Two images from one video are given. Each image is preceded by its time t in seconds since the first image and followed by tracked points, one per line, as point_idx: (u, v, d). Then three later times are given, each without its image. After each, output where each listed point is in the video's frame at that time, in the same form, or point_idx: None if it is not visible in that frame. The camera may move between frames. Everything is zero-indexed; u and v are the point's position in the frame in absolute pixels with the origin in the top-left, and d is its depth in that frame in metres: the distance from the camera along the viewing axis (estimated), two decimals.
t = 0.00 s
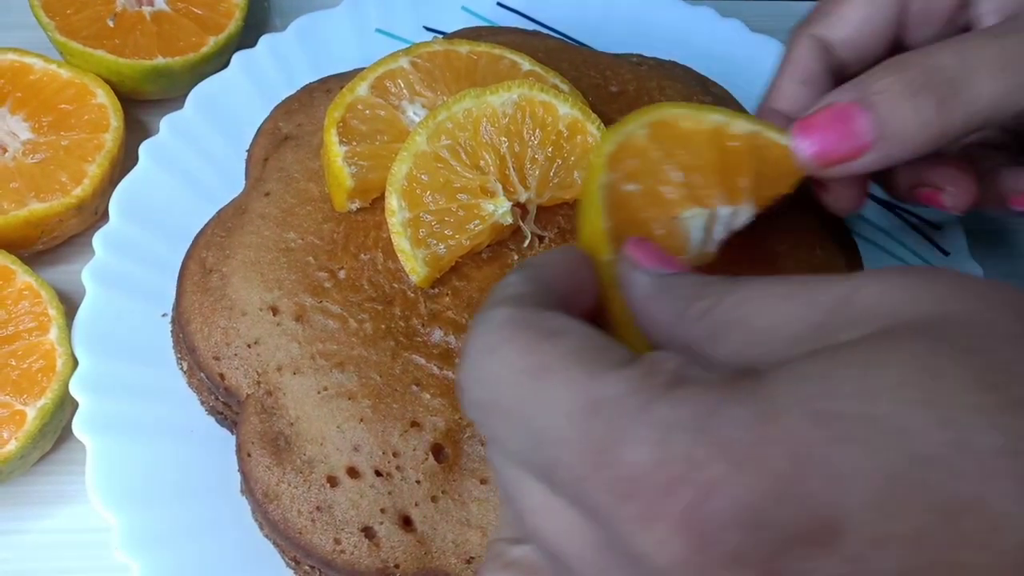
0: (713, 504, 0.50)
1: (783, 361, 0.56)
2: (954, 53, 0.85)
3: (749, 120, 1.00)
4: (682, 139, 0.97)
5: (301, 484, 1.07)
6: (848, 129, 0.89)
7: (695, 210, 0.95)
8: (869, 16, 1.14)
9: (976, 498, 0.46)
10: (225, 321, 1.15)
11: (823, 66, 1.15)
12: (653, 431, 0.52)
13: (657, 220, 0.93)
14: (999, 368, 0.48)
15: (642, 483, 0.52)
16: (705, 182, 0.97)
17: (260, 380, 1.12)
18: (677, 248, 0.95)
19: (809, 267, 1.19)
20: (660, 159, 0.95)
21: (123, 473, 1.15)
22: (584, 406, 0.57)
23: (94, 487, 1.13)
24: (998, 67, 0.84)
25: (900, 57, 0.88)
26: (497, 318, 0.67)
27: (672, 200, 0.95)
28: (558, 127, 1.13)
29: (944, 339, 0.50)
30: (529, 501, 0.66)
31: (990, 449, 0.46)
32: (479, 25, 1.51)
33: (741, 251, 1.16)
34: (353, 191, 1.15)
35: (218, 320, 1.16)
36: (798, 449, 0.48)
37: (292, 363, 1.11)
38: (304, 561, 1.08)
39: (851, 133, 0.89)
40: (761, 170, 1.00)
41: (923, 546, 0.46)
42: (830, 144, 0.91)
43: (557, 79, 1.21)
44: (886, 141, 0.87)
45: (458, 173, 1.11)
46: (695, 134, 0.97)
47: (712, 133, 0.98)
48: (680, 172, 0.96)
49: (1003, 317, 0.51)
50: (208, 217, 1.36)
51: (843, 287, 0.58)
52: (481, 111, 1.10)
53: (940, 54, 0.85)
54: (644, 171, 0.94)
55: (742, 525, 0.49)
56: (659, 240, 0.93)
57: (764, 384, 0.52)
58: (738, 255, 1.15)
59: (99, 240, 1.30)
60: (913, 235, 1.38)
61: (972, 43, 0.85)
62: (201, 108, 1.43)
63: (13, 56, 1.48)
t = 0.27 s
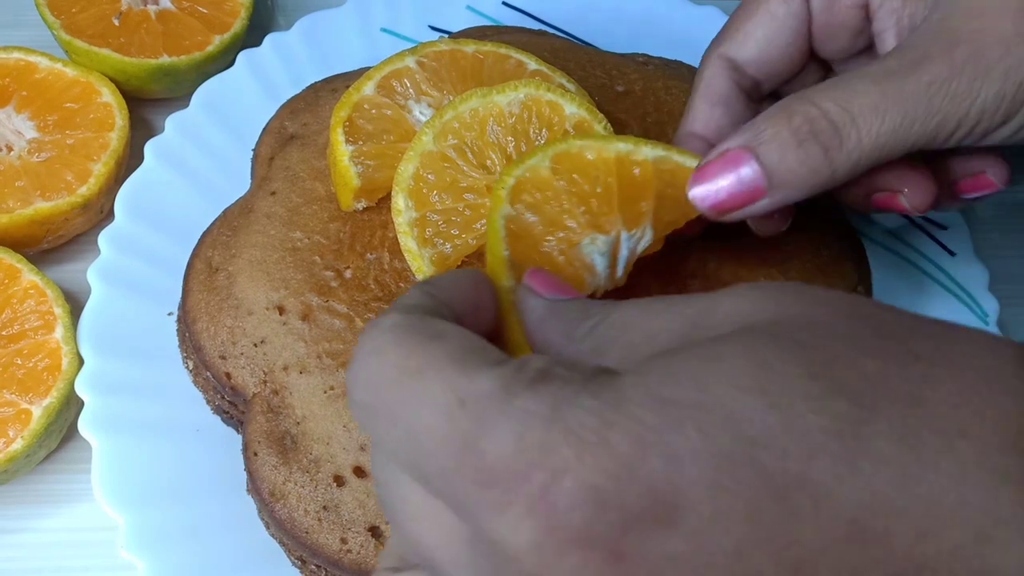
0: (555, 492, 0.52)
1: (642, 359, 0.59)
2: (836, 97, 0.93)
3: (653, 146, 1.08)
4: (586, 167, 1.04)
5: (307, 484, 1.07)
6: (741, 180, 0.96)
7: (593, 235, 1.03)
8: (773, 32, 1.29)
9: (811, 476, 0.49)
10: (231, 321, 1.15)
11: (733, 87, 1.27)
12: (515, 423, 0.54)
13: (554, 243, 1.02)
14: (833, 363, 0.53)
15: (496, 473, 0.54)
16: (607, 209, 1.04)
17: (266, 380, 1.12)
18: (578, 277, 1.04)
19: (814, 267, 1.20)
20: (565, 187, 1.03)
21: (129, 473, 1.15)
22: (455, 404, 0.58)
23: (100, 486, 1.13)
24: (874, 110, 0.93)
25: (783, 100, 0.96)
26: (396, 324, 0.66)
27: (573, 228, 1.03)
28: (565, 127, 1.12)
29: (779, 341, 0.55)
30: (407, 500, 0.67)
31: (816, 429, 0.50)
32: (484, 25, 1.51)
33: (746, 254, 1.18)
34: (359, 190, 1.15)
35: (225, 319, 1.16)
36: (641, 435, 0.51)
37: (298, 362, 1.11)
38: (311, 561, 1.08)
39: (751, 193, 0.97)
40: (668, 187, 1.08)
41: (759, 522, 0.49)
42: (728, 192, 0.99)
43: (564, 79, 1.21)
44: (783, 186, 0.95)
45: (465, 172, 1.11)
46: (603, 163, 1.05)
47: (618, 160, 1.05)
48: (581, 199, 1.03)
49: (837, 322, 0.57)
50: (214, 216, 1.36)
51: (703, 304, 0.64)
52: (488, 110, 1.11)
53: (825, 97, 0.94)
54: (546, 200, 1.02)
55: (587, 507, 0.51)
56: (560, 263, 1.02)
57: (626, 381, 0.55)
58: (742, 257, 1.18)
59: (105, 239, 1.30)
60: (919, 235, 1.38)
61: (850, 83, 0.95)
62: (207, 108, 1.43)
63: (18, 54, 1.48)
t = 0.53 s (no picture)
0: (480, 471, 0.55)
1: (575, 350, 0.62)
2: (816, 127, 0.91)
3: (645, 165, 1.08)
4: (573, 183, 1.05)
5: (309, 482, 1.07)
6: (733, 211, 0.93)
7: (572, 254, 1.04)
8: (753, 43, 1.29)
9: (720, 457, 0.52)
10: (232, 318, 1.15)
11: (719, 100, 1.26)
12: (449, 403, 0.57)
13: (532, 258, 1.03)
14: (745, 352, 0.56)
15: (429, 451, 0.57)
16: (591, 227, 1.05)
17: (267, 377, 1.12)
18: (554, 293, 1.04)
19: (814, 264, 1.21)
20: (549, 202, 1.04)
21: (130, 471, 1.14)
22: (398, 383, 0.60)
23: (101, 484, 1.13)
24: (858, 136, 0.91)
25: (764, 131, 0.94)
26: (357, 303, 0.68)
27: (554, 244, 1.04)
28: (566, 124, 1.13)
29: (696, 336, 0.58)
30: (348, 485, 0.68)
31: (730, 413, 0.53)
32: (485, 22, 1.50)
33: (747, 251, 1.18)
34: (360, 187, 1.15)
35: (226, 317, 1.15)
36: (564, 415, 0.55)
37: (300, 360, 1.10)
38: (312, 559, 1.07)
39: (744, 224, 0.94)
40: (656, 208, 1.09)
41: (670, 498, 0.52)
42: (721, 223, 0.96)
43: (565, 75, 1.21)
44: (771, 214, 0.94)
45: (467, 169, 1.11)
46: (591, 181, 1.05)
47: (606, 177, 1.06)
48: (565, 215, 1.04)
49: (762, 319, 0.60)
50: (215, 213, 1.35)
51: (648, 306, 0.67)
52: (489, 107, 1.11)
53: (804, 126, 0.92)
54: (528, 215, 1.04)
55: (512, 481, 0.54)
56: (538, 279, 1.03)
57: (558, 370, 0.58)
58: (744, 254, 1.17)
59: (105, 236, 1.29)
60: (918, 233, 1.38)
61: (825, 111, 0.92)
62: (207, 105, 1.43)
63: (18, 51, 1.47)
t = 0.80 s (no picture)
0: (473, 432, 0.56)
1: (571, 323, 0.63)
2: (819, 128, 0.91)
3: (656, 158, 1.10)
4: (585, 172, 1.06)
5: (311, 481, 1.07)
6: (738, 210, 0.94)
7: (580, 244, 1.04)
8: (754, 37, 1.28)
9: (702, 423, 0.54)
10: (232, 318, 1.15)
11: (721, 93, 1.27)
12: (449, 366, 0.58)
13: (541, 246, 1.03)
14: (733, 330, 0.59)
15: (427, 410, 0.58)
16: (600, 218, 1.05)
17: (268, 377, 1.12)
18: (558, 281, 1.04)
19: (814, 260, 1.20)
20: (561, 189, 1.04)
21: (131, 471, 1.14)
22: (401, 347, 0.61)
23: (102, 483, 1.13)
24: (860, 137, 0.91)
25: (766, 130, 0.94)
26: (365, 271, 0.69)
27: (562, 233, 1.04)
28: (566, 122, 1.13)
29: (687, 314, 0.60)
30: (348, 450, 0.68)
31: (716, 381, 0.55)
32: (484, 21, 1.50)
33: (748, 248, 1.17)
34: (360, 186, 1.14)
35: (226, 317, 1.15)
36: (557, 379, 0.56)
37: (300, 359, 1.11)
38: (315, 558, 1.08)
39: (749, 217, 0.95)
40: (663, 200, 1.09)
41: (655, 460, 0.54)
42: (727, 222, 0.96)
43: (565, 74, 1.21)
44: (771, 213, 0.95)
45: (466, 168, 1.10)
46: (603, 170, 1.06)
47: (618, 167, 1.07)
48: (576, 204, 1.04)
49: (750, 302, 0.62)
50: (214, 213, 1.35)
51: (635, 295, 0.68)
52: (489, 106, 1.11)
53: (806, 127, 0.92)
54: (540, 200, 1.04)
55: (503, 440, 0.56)
56: (544, 268, 1.03)
57: (554, 340, 0.59)
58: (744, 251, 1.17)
59: (104, 236, 1.29)
60: (919, 231, 1.38)
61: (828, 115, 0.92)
62: (207, 105, 1.43)
63: (17, 51, 1.47)
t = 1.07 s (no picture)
0: (477, 431, 0.56)
1: (570, 325, 0.63)
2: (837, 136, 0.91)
3: (659, 186, 1.10)
4: (589, 196, 1.05)
5: (309, 484, 1.07)
6: (756, 213, 0.94)
7: (580, 267, 1.02)
8: (775, 32, 1.25)
9: (701, 420, 0.54)
10: (230, 321, 1.15)
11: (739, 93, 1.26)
12: (450, 368, 0.58)
13: (540, 267, 1.02)
14: (729, 332, 0.59)
15: (429, 412, 0.58)
16: (600, 242, 1.03)
17: (266, 381, 1.12)
18: (552, 300, 1.03)
19: (814, 263, 1.21)
20: (564, 212, 1.03)
21: (129, 475, 1.14)
22: (401, 351, 0.61)
23: (100, 488, 1.13)
24: (882, 141, 0.91)
25: (785, 133, 0.95)
26: (364, 278, 0.68)
27: (561, 254, 1.02)
28: (564, 125, 1.13)
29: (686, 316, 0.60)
30: (345, 453, 0.68)
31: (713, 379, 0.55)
32: (482, 23, 1.50)
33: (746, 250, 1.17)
34: (358, 189, 1.14)
35: (224, 320, 1.15)
36: (557, 377, 0.56)
37: (299, 363, 1.10)
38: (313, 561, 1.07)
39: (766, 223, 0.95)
40: (663, 229, 1.09)
41: (655, 458, 0.53)
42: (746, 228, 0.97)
43: (563, 77, 1.21)
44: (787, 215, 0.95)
45: (465, 171, 1.11)
46: (608, 193, 1.06)
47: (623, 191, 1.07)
48: (578, 228, 1.03)
49: (743, 303, 0.63)
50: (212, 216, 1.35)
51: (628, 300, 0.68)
52: (488, 109, 1.11)
53: (827, 130, 0.91)
54: (545, 217, 1.04)
55: (506, 439, 0.55)
56: (540, 288, 1.02)
57: (553, 342, 0.59)
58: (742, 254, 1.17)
59: (102, 239, 1.29)
60: (918, 232, 1.38)
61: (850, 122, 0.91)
62: (204, 108, 1.42)
63: (15, 54, 1.47)
